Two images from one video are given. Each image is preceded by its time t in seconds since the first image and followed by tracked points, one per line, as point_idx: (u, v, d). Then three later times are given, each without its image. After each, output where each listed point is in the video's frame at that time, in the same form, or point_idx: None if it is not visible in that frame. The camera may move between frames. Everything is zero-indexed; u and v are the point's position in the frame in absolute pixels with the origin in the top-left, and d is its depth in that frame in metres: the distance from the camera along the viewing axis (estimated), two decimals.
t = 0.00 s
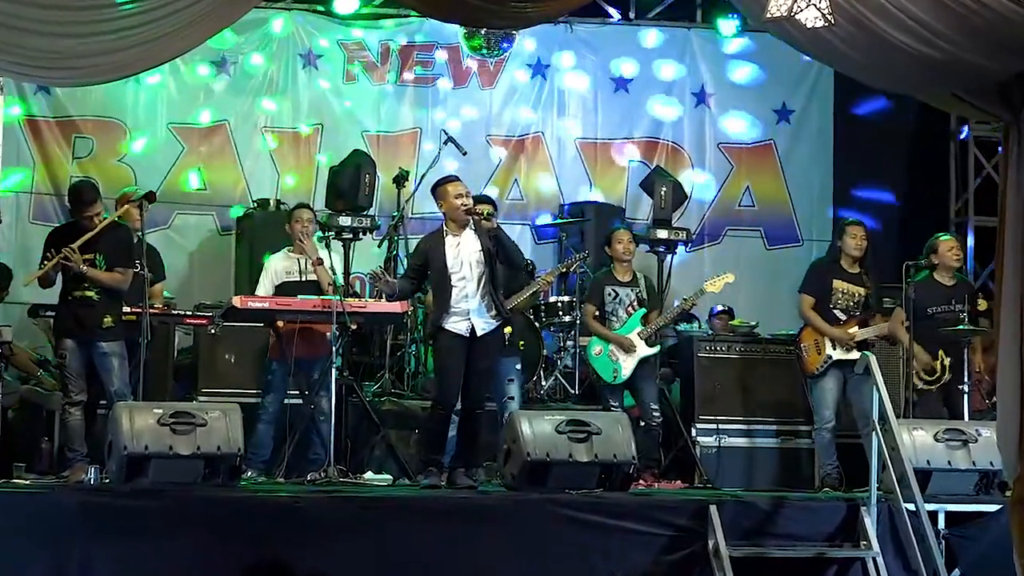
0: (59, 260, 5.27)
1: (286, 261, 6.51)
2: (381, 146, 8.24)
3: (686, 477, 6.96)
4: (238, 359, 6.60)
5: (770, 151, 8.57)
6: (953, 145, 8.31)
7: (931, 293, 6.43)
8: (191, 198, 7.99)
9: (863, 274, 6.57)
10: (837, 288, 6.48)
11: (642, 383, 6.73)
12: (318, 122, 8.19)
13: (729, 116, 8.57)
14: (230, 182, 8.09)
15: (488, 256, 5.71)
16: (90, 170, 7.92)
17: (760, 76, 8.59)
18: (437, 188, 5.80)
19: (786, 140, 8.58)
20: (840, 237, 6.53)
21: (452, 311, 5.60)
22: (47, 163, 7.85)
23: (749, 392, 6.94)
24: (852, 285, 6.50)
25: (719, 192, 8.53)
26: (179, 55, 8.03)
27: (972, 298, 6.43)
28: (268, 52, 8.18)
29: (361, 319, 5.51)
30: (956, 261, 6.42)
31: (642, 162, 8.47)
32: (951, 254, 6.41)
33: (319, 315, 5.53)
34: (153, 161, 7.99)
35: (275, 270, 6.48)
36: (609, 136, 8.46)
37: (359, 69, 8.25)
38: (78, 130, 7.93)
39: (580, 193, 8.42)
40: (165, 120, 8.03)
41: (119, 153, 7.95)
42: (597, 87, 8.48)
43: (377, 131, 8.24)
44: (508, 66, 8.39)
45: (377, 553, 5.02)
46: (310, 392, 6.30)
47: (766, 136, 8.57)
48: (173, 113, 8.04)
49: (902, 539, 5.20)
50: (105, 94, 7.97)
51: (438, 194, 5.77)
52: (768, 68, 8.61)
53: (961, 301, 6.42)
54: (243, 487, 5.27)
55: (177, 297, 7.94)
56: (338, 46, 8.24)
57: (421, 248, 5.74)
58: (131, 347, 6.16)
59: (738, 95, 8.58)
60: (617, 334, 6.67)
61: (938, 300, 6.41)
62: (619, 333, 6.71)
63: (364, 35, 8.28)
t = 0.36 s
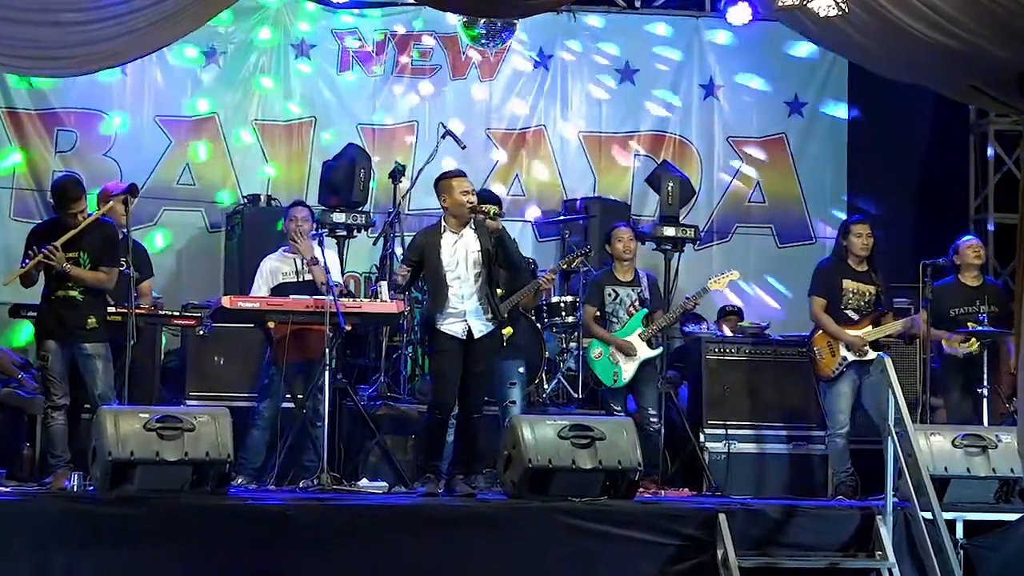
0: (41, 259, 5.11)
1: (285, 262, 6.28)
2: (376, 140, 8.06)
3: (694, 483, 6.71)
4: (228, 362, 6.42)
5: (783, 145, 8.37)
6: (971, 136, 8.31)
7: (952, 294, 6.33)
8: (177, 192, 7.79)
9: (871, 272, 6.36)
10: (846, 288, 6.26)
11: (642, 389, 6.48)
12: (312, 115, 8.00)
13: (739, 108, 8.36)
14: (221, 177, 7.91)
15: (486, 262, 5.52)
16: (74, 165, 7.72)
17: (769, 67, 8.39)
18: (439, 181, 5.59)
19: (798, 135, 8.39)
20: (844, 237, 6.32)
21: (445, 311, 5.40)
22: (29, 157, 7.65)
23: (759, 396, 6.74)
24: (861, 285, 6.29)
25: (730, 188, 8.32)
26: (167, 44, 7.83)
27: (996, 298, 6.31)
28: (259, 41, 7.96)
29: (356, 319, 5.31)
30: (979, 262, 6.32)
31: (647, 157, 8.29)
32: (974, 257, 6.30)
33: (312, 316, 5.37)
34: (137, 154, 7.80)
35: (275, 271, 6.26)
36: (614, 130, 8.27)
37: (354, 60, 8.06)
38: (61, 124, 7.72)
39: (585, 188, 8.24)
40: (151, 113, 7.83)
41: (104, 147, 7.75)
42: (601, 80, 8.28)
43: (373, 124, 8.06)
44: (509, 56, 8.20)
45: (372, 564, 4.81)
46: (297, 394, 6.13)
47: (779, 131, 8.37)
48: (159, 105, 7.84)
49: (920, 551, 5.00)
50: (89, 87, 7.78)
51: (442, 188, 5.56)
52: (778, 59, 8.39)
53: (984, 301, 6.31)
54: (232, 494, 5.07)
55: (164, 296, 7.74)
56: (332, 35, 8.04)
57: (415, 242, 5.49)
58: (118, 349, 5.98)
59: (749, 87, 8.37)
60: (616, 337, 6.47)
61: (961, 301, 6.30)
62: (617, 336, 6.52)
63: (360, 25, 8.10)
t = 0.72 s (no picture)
0: (27, 258, 4.98)
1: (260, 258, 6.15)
2: (371, 137, 7.91)
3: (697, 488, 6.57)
4: (217, 365, 6.33)
5: (790, 141, 8.24)
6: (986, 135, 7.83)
7: (969, 294, 6.16)
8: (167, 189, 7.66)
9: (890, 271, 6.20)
10: (864, 288, 6.11)
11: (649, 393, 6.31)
12: (305, 110, 7.86)
13: (744, 103, 8.23)
14: (214, 173, 7.76)
15: (482, 257, 5.35)
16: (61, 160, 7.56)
17: (774, 61, 8.25)
18: (439, 176, 5.35)
19: (807, 129, 8.25)
20: (862, 233, 6.18)
21: (437, 310, 5.25)
22: (16, 152, 7.50)
23: (766, 400, 6.60)
24: (881, 284, 6.13)
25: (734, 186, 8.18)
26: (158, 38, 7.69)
27: (1015, 297, 6.14)
28: (253, 34, 7.83)
29: (351, 321, 5.17)
30: (999, 260, 6.17)
31: (653, 154, 8.14)
32: (993, 256, 6.16)
33: (306, 317, 5.24)
34: (126, 150, 7.66)
35: (248, 266, 6.12)
36: (615, 126, 8.13)
37: (348, 54, 7.91)
38: (48, 119, 7.57)
39: (586, 185, 8.10)
40: (140, 108, 7.69)
41: (93, 143, 7.62)
42: (603, 74, 8.13)
43: (369, 120, 7.92)
44: (508, 50, 8.05)
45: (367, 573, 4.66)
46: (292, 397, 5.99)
47: (785, 127, 8.24)
48: (150, 100, 7.71)
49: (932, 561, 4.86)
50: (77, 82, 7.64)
51: (439, 183, 5.35)
52: (783, 54, 8.27)
53: (1001, 301, 6.14)
54: (223, 502, 4.93)
55: (154, 296, 7.61)
56: (326, 29, 7.90)
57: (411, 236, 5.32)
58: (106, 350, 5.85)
59: (754, 82, 8.24)
60: (619, 342, 6.29)
61: (977, 300, 6.13)
62: (619, 340, 6.34)
63: (357, 17, 7.95)
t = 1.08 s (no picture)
0: (26, 258, 4.98)
1: (252, 257, 6.15)
2: (371, 136, 7.91)
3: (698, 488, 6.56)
4: (216, 365, 6.33)
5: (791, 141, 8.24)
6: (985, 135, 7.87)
7: (965, 294, 6.19)
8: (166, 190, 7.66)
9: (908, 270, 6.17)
10: (881, 287, 6.08)
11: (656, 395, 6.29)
12: (305, 110, 7.87)
13: (745, 102, 8.22)
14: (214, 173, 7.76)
15: (480, 264, 5.33)
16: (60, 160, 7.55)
17: (775, 61, 8.25)
18: (440, 179, 5.34)
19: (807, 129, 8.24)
20: (881, 233, 6.15)
21: (435, 311, 5.24)
22: (15, 152, 7.49)
23: (766, 401, 6.60)
24: (897, 284, 6.09)
25: (734, 186, 8.17)
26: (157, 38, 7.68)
27: (1016, 298, 6.17)
28: (252, 33, 7.83)
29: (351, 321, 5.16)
30: (996, 261, 6.18)
31: (651, 154, 8.14)
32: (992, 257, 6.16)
33: (306, 317, 5.22)
34: (125, 150, 7.65)
35: (238, 267, 6.12)
36: (616, 126, 8.12)
37: (349, 54, 7.91)
38: (47, 119, 7.57)
39: (586, 185, 8.09)
40: (139, 108, 7.68)
41: (92, 144, 7.61)
42: (603, 74, 8.13)
43: (369, 120, 7.92)
44: (508, 49, 8.05)
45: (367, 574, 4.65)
46: (290, 398, 5.98)
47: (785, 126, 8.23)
48: (149, 100, 7.70)
49: (932, 561, 4.86)
50: (76, 82, 7.63)
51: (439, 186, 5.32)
52: (783, 53, 8.26)
53: (999, 302, 6.17)
54: (223, 502, 4.92)
55: (153, 296, 7.61)
56: (326, 28, 7.90)
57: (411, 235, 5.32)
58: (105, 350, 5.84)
59: (755, 81, 8.23)
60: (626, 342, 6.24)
61: (974, 300, 6.16)
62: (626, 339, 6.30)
63: (357, 17, 7.95)
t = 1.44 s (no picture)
0: (25, 258, 4.98)
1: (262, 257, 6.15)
2: (371, 136, 7.92)
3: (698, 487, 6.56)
4: (217, 366, 6.34)
5: (790, 141, 8.23)
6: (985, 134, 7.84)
7: (966, 294, 6.15)
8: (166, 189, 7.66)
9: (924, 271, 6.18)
10: (896, 288, 6.11)
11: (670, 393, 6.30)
12: (304, 110, 7.87)
13: (745, 102, 8.21)
14: (214, 173, 7.75)
15: (482, 263, 5.33)
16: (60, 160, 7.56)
17: (775, 60, 8.25)
18: (443, 177, 5.34)
19: (807, 129, 8.25)
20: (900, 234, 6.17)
21: (436, 311, 5.24)
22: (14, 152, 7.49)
23: (765, 401, 6.61)
24: (913, 285, 6.12)
25: (733, 187, 8.17)
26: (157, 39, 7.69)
27: (1016, 297, 6.13)
28: (252, 32, 7.83)
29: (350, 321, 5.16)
30: (997, 260, 6.16)
31: (651, 154, 8.14)
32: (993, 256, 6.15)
33: (306, 317, 5.20)
34: (125, 149, 7.66)
35: (252, 267, 6.13)
36: (616, 125, 8.12)
37: (349, 54, 7.91)
38: (47, 119, 7.57)
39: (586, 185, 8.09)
40: (139, 108, 7.68)
41: (93, 144, 7.62)
42: (602, 74, 8.13)
43: (368, 120, 7.92)
44: (508, 49, 8.05)
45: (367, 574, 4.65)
46: (291, 398, 5.98)
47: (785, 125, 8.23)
48: (149, 100, 7.70)
49: (931, 561, 4.86)
50: (76, 82, 7.63)
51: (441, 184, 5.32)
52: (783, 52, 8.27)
53: (1000, 301, 6.14)
54: (222, 502, 4.92)
55: (153, 296, 7.62)
56: (326, 28, 7.90)
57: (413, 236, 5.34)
58: (105, 349, 5.84)
59: (755, 80, 8.23)
60: (639, 338, 6.24)
61: (976, 300, 6.13)
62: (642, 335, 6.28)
63: (357, 17, 7.95)
